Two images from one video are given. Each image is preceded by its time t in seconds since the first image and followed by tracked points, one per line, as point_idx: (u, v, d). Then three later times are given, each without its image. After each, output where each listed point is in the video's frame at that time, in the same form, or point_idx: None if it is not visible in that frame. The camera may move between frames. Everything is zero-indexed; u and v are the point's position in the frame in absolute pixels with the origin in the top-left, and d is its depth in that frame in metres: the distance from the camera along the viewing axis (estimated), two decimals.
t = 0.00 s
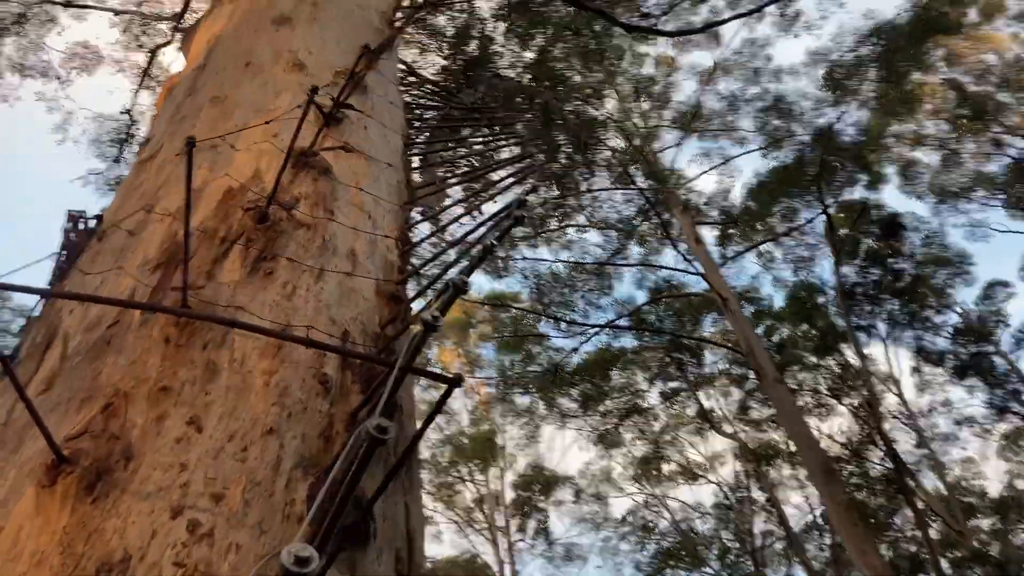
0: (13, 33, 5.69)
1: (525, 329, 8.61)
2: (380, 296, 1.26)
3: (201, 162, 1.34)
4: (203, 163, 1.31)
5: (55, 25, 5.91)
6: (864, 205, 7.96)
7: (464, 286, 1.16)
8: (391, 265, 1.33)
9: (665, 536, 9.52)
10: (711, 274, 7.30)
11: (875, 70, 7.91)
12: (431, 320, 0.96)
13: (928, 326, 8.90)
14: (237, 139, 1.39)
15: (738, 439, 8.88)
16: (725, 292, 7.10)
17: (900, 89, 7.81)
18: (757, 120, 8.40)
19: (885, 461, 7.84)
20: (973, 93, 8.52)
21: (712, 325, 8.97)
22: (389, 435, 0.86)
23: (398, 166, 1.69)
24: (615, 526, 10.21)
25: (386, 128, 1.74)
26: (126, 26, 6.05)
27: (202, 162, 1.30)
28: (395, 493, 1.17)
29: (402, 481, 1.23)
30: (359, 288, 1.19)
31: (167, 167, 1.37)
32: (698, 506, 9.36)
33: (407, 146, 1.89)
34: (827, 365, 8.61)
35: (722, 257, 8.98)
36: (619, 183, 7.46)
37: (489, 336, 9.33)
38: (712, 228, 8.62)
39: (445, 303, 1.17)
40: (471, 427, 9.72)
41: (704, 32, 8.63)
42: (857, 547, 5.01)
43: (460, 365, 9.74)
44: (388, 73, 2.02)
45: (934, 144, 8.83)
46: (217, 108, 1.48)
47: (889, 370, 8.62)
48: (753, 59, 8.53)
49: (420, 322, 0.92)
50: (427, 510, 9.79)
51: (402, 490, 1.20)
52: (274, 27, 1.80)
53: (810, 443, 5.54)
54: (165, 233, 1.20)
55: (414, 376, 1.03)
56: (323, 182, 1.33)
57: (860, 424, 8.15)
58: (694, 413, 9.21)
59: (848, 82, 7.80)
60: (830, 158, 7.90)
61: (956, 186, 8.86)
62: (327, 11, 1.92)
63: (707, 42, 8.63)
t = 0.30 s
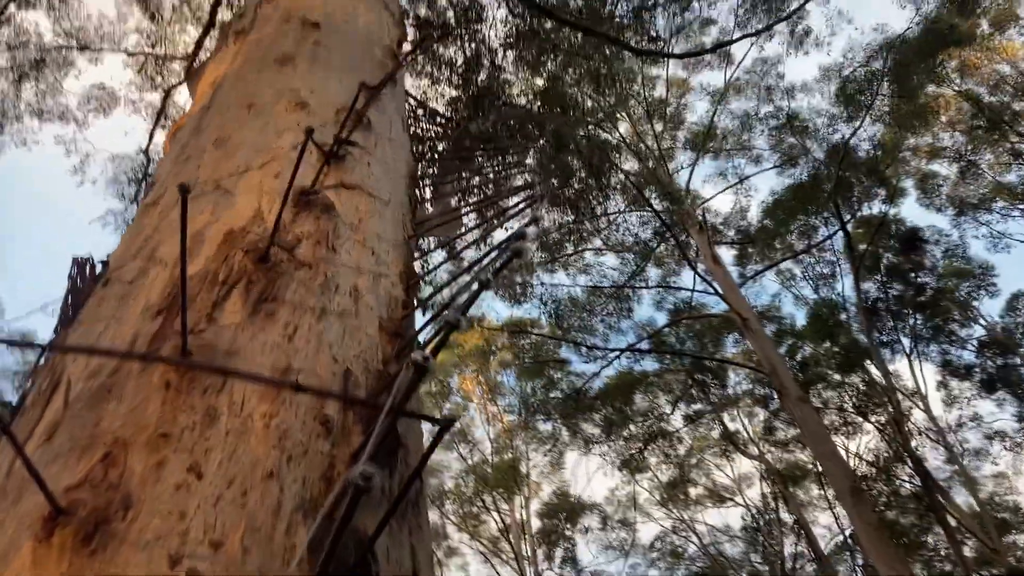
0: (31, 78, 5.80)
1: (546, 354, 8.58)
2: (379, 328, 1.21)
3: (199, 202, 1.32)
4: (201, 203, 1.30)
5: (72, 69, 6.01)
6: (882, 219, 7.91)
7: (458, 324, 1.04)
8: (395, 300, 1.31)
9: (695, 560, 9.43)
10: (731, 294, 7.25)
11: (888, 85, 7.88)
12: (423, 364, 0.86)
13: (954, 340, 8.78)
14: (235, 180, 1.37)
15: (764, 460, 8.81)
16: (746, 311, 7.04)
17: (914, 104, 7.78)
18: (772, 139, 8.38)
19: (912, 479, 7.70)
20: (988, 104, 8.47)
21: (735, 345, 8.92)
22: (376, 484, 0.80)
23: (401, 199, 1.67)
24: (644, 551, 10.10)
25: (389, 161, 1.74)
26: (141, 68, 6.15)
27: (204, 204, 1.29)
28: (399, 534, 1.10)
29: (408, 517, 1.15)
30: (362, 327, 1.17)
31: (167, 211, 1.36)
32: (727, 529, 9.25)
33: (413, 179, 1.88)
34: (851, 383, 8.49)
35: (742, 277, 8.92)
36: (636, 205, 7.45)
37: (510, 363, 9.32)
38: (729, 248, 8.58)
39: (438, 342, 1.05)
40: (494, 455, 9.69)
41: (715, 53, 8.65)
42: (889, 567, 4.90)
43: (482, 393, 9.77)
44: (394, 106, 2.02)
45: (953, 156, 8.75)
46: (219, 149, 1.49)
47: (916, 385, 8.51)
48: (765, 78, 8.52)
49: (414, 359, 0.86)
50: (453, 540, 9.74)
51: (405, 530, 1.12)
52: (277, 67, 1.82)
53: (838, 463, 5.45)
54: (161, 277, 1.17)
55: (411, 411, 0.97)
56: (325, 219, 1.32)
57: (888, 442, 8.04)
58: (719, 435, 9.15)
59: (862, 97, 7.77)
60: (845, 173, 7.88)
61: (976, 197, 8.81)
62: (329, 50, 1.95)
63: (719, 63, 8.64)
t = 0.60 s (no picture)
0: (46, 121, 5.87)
1: (564, 376, 8.57)
2: (381, 366, 1.18)
3: (202, 245, 1.31)
4: (204, 245, 1.28)
5: (86, 111, 6.08)
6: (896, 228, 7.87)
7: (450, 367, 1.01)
8: (399, 333, 1.31)
9: None
10: (748, 310, 7.22)
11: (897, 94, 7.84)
12: (413, 408, 0.85)
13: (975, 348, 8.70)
14: (238, 221, 1.36)
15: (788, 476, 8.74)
16: (763, 327, 7.01)
17: (924, 113, 7.75)
18: (781, 153, 8.37)
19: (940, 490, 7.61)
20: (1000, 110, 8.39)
21: (754, 361, 8.88)
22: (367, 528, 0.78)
23: (406, 232, 1.66)
24: (670, 571, 10.03)
25: (392, 195, 1.73)
26: (154, 106, 6.22)
27: (206, 245, 1.30)
28: None
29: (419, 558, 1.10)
30: (365, 362, 1.16)
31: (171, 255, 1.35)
32: (754, 546, 9.18)
33: (416, 211, 1.88)
34: (873, 395, 8.46)
35: (758, 291, 8.88)
36: (649, 224, 7.45)
37: (528, 386, 9.29)
38: (744, 263, 8.55)
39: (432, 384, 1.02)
40: (516, 479, 9.66)
41: (721, 69, 8.66)
42: None
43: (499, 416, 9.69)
44: (397, 140, 2.03)
45: (965, 162, 8.71)
46: (222, 190, 1.50)
47: (939, 395, 8.42)
48: (772, 92, 8.53)
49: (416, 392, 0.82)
50: (478, 566, 9.71)
51: (415, 566, 1.03)
52: (279, 107, 1.83)
53: (864, 481, 5.40)
54: (164, 322, 1.15)
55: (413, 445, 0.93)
56: (327, 256, 1.32)
57: (913, 453, 7.96)
58: (741, 451, 9.10)
59: (871, 108, 7.76)
60: (857, 184, 7.85)
61: (990, 203, 8.76)
62: (332, 86, 1.97)
63: (726, 79, 8.66)
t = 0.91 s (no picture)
0: (59, 166, 5.93)
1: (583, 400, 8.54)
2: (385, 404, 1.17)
3: (205, 292, 1.32)
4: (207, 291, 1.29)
5: (98, 154, 6.14)
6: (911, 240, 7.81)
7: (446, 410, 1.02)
8: (403, 370, 1.31)
9: None
10: (765, 327, 7.17)
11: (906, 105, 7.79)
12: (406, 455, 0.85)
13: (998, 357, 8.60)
14: (241, 266, 1.37)
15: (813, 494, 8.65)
16: (781, 343, 6.96)
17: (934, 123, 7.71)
18: (792, 169, 8.34)
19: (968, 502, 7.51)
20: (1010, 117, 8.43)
21: (774, 378, 8.84)
22: None
23: (410, 268, 1.66)
24: None
25: (395, 231, 1.74)
26: (165, 147, 6.28)
27: (210, 291, 1.31)
28: None
29: None
30: (368, 402, 1.17)
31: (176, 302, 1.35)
32: (782, 566, 9.06)
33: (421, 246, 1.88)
34: (896, 408, 8.37)
35: (775, 308, 8.83)
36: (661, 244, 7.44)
37: (547, 412, 9.23)
38: (759, 281, 8.51)
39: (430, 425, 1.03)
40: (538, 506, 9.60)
41: (728, 88, 8.67)
42: None
43: (521, 444, 9.83)
44: (400, 176, 2.04)
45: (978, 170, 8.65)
46: (227, 234, 1.51)
47: (963, 406, 8.33)
48: (780, 108, 8.52)
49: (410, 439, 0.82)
50: None
51: None
52: (282, 148, 1.84)
53: (888, 496, 5.33)
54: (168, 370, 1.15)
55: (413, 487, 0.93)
56: (329, 297, 1.33)
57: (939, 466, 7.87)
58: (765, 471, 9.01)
59: (880, 120, 7.73)
60: (869, 197, 7.83)
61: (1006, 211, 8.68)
62: (333, 124, 1.98)
63: (733, 98, 8.66)
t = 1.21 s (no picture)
0: (68, 214, 5.98)
1: (597, 430, 8.48)
2: (388, 449, 1.17)
3: (207, 342, 1.31)
4: (207, 340, 1.29)
5: (106, 201, 6.19)
6: (919, 257, 7.78)
7: (444, 455, 1.02)
8: (406, 413, 1.31)
9: None
10: (778, 350, 7.13)
11: (908, 122, 7.78)
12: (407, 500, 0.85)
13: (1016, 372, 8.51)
14: (242, 314, 1.37)
15: (834, 516, 8.57)
16: (795, 365, 6.92)
17: (940, 140, 7.69)
18: (798, 189, 8.32)
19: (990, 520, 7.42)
20: (1015, 130, 8.36)
21: (788, 400, 8.79)
22: None
23: (412, 308, 1.66)
24: None
25: (397, 271, 1.74)
26: (172, 192, 6.32)
27: (210, 340, 1.31)
28: None
29: None
30: (371, 446, 1.16)
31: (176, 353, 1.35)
32: None
33: (422, 284, 1.88)
34: (914, 426, 8.29)
35: (787, 329, 8.79)
36: (669, 270, 7.43)
37: (563, 442, 9.16)
38: (770, 303, 8.48)
39: (430, 470, 1.03)
40: (557, 538, 9.52)
41: (730, 111, 8.69)
42: None
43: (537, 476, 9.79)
44: (400, 215, 2.05)
45: (985, 184, 8.62)
46: (226, 281, 1.51)
47: (981, 421, 8.25)
48: (783, 129, 8.52)
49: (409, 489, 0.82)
50: None
51: None
52: (282, 193, 1.85)
53: (911, 516, 5.27)
54: (169, 422, 1.15)
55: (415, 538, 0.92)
56: (330, 341, 1.33)
57: (959, 483, 7.78)
58: (784, 494, 8.94)
59: (885, 139, 7.71)
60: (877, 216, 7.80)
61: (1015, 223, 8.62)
62: (332, 167, 1.99)
63: (735, 121, 8.68)
